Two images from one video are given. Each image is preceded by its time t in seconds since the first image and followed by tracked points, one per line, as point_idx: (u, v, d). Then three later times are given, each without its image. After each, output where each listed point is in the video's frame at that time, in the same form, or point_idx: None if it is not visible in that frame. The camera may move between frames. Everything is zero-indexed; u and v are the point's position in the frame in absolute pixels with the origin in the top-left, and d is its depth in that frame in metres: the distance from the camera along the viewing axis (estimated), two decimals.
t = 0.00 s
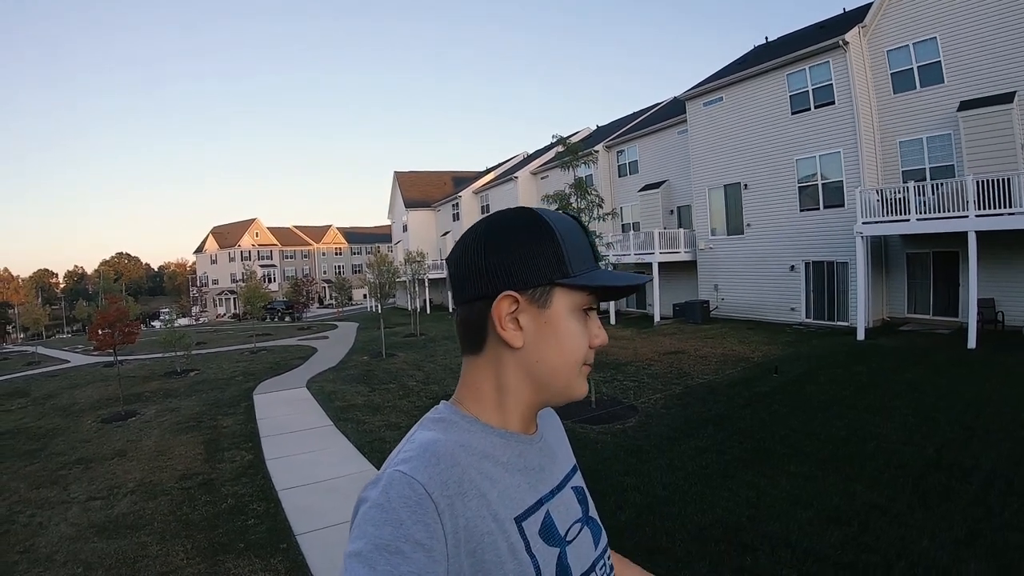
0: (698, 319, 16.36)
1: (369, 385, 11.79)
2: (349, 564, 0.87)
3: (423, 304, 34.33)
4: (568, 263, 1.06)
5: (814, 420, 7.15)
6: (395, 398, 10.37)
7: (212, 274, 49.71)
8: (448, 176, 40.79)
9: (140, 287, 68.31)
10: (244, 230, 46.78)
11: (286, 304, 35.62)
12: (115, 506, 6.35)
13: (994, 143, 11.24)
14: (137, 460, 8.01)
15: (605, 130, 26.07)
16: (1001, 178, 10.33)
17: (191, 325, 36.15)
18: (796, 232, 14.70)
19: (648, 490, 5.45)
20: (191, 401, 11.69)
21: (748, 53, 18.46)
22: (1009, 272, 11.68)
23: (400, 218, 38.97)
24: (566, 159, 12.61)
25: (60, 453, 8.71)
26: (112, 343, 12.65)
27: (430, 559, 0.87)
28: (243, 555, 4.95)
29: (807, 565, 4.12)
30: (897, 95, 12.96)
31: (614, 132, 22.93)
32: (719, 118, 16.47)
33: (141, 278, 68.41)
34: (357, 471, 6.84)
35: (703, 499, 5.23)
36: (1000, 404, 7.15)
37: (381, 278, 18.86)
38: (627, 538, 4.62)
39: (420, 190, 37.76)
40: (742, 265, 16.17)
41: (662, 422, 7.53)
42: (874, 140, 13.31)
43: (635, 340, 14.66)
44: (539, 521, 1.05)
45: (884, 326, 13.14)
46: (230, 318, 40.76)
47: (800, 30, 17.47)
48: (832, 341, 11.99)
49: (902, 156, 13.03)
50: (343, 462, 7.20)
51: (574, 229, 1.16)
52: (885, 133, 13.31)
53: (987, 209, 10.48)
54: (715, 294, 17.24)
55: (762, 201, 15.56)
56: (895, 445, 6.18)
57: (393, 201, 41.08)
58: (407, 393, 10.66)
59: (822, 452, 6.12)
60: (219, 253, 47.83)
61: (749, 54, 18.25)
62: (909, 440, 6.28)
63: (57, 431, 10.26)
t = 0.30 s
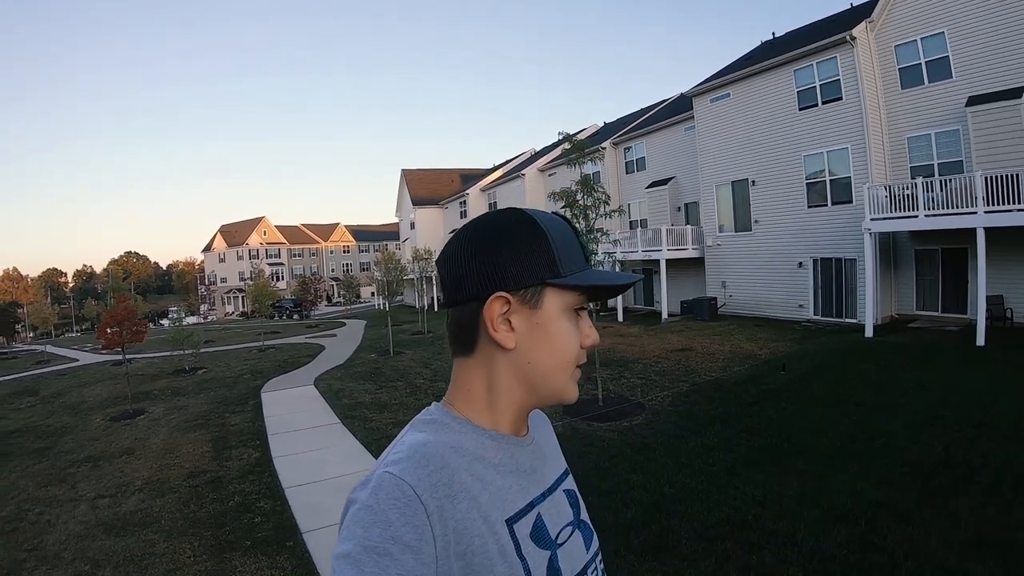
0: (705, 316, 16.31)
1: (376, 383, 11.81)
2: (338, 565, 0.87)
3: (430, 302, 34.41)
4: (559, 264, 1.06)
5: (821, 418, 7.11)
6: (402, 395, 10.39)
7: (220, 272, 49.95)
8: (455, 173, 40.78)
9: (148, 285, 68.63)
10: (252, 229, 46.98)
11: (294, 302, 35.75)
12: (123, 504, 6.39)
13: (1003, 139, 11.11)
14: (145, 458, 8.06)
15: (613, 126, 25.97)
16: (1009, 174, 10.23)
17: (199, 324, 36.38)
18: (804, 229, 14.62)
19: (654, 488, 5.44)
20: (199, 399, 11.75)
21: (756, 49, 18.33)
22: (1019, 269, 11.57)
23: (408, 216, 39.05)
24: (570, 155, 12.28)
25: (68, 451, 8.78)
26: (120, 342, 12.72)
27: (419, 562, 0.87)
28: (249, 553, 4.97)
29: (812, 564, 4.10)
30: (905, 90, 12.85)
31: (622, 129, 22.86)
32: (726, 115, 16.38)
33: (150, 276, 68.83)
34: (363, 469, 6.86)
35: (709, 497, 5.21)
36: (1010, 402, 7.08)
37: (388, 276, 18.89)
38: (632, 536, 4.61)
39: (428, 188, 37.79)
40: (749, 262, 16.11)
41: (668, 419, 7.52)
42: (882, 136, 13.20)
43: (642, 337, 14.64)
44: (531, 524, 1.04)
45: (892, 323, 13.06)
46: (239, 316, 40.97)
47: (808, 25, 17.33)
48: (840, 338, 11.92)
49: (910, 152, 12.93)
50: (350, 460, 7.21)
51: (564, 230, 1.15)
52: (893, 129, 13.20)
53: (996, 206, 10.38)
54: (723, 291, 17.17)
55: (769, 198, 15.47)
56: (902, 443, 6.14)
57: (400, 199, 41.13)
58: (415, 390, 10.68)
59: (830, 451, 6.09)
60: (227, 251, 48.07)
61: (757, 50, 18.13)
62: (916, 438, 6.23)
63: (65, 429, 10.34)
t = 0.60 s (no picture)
0: (717, 313, 16.23)
1: (387, 381, 11.85)
2: (338, 566, 0.87)
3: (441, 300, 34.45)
4: (552, 261, 1.05)
5: (833, 416, 7.05)
6: (414, 393, 10.41)
7: (232, 271, 50.30)
8: (466, 171, 40.78)
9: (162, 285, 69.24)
10: (263, 228, 47.28)
11: (306, 300, 35.95)
12: (135, 502, 6.46)
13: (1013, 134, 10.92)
14: (157, 456, 8.14)
15: (624, 123, 25.85)
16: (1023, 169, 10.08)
17: (211, 323, 36.68)
18: (815, 225, 14.51)
19: (664, 487, 5.42)
20: (211, 397, 11.84)
21: (767, 44, 18.16)
22: None
23: (419, 214, 39.11)
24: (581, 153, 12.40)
25: (81, 450, 8.88)
26: (132, 341, 12.84)
27: (419, 562, 0.87)
28: (261, 550, 5.01)
29: (823, 563, 4.08)
30: (917, 85, 12.71)
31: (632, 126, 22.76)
32: (737, 111, 16.27)
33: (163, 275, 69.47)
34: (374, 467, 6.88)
35: (719, 495, 5.19)
36: None
37: (399, 274, 18.93)
38: (643, 534, 4.60)
39: (438, 186, 37.82)
40: (761, 259, 16.00)
41: (679, 417, 7.49)
42: (893, 131, 13.07)
43: (653, 334, 14.59)
44: (531, 523, 1.04)
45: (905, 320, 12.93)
46: (250, 315, 41.28)
47: (820, 19, 17.15)
48: (852, 335, 11.82)
49: (922, 148, 12.78)
50: (362, 457, 7.25)
51: (557, 227, 1.14)
52: (904, 125, 13.06)
53: (1009, 201, 10.25)
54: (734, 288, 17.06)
55: (780, 194, 15.35)
56: (915, 441, 6.08)
57: (411, 197, 41.21)
58: (426, 388, 10.70)
59: (842, 449, 6.03)
60: (239, 250, 48.42)
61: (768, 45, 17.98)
62: (928, 436, 6.17)
63: (79, 428, 10.46)
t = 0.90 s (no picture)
0: (727, 312, 16.14)
1: (397, 379, 11.87)
2: (349, 561, 0.85)
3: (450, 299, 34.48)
4: (486, 249, 1.04)
5: (844, 415, 6.98)
6: (424, 392, 10.42)
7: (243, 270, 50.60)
8: (476, 170, 40.78)
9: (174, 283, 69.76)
10: (274, 227, 47.55)
11: (316, 298, 36.10)
12: (146, 499, 6.50)
13: None
14: (168, 454, 8.19)
15: (634, 121, 25.75)
16: None
17: (222, 321, 36.91)
18: (826, 224, 14.38)
19: (675, 486, 5.38)
20: (222, 396, 11.90)
21: (779, 41, 18.01)
22: None
23: (429, 213, 39.17)
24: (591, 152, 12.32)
25: (92, 448, 8.94)
26: (143, 340, 12.93)
27: (431, 557, 0.85)
28: (271, 548, 5.02)
29: (834, 563, 4.03)
30: (928, 83, 12.57)
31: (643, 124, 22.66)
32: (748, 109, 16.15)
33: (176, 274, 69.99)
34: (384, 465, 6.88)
35: (730, 495, 5.15)
36: None
37: (409, 273, 18.96)
38: (652, 533, 4.57)
39: (448, 185, 37.84)
40: (771, 257, 15.89)
41: (690, 416, 7.44)
42: (904, 129, 12.94)
43: (664, 333, 14.52)
44: (544, 518, 1.02)
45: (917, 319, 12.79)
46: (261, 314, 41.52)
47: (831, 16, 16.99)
48: (864, 334, 11.71)
49: (934, 145, 12.64)
50: (371, 455, 7.26)
51: (519, 210, 1.09)
52: (916, 122, 12.92)
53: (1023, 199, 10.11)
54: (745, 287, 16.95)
55: (791, 193, 15.23)
56: (927, 441, 6.00)
57: (421, 196, 41.28)
58: (436, 387, 10.71)
59: (853, 449, 5.97)
60: (250, 249, 48.70)
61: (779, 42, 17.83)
62: (940, 436, 6.09)
63: (91, 425, 10.54)
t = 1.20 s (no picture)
0: (734, 315, 16.09)
1: (404, 384, 11.88)
2: (353, 556, 0.86)
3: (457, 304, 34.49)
4: (479, 251, 1.06)
5: (852, 418, 6.94)
6: (430, 397, 10.43)
7: (250, 275, 50.82)
8: (482, 175, 40.85)
9: (182, 289, 70.11)
10: (281, 232, 47.76)
11: (322, 303, 36.19)
12: (152, 503, 6.52)
13: None
14: (174, 458, 8.22)
15: (640, 125, 25.76)
16: None
17: (229, 326, 37.07)
18: (833, 226, 14.33)
19: (682, 489, 5.37)
20: (229, 400, 11.95)
21: (784, 44, 18.01)
22: None
23: (435, 218, 39.26)
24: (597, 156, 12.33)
25: (99, 452, 8.99)
26: (151, 345, 13.01)
27: (435, 553, 0.86)
28: (277, 552, 5.03)
29: (841, 566, 4.01)
30: (934, 84, 12.53)
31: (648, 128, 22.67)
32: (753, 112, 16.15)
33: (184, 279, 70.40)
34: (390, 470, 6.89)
35: (737, 498, 5.13)
36: None
37: (415, 278, 19.00)
38: (659, 537, 4.56)
39: (455, 189, 37.93)
40: (778, 260, 15.84)
41: (697, 420, 7.43)
42: (910, 130, 12.90)
43: (670, 337, 14.49)
44: (549, 517, 1.03)
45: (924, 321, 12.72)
46: (267, 319, 41.65)
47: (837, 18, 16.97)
48: (872, 337, 11.65)
49: (940, 147, 12.59)
50: (377, 460, 7.26)
51: (513, 209, 1.10)
52: (921, 123, 12.88)
53: None
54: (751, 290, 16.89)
55: (797, 195, 15.20)
56: (935, 443, 5.96)
57: (427, 201, 41.38)
58: (442, 391, 10.72)
59: (862, 451, 5.94)
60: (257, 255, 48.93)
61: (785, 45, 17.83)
62: (949, 439, 6.05)
63: (98, 430, 10.60)
